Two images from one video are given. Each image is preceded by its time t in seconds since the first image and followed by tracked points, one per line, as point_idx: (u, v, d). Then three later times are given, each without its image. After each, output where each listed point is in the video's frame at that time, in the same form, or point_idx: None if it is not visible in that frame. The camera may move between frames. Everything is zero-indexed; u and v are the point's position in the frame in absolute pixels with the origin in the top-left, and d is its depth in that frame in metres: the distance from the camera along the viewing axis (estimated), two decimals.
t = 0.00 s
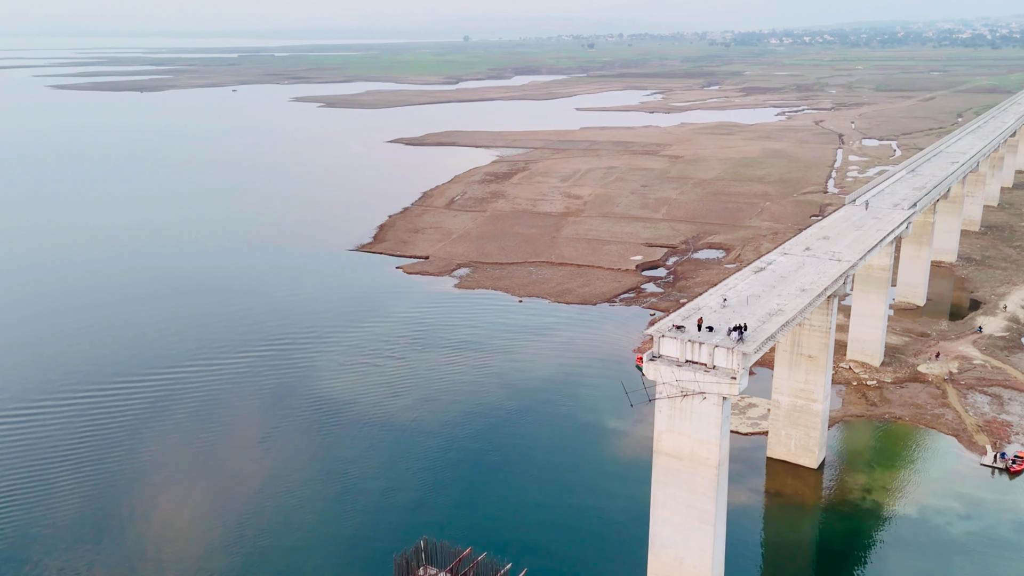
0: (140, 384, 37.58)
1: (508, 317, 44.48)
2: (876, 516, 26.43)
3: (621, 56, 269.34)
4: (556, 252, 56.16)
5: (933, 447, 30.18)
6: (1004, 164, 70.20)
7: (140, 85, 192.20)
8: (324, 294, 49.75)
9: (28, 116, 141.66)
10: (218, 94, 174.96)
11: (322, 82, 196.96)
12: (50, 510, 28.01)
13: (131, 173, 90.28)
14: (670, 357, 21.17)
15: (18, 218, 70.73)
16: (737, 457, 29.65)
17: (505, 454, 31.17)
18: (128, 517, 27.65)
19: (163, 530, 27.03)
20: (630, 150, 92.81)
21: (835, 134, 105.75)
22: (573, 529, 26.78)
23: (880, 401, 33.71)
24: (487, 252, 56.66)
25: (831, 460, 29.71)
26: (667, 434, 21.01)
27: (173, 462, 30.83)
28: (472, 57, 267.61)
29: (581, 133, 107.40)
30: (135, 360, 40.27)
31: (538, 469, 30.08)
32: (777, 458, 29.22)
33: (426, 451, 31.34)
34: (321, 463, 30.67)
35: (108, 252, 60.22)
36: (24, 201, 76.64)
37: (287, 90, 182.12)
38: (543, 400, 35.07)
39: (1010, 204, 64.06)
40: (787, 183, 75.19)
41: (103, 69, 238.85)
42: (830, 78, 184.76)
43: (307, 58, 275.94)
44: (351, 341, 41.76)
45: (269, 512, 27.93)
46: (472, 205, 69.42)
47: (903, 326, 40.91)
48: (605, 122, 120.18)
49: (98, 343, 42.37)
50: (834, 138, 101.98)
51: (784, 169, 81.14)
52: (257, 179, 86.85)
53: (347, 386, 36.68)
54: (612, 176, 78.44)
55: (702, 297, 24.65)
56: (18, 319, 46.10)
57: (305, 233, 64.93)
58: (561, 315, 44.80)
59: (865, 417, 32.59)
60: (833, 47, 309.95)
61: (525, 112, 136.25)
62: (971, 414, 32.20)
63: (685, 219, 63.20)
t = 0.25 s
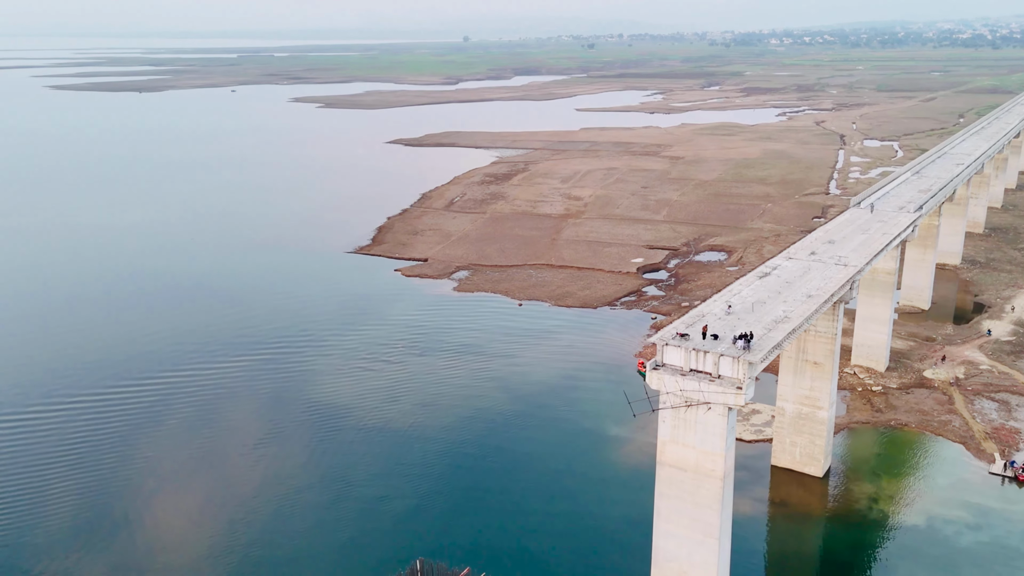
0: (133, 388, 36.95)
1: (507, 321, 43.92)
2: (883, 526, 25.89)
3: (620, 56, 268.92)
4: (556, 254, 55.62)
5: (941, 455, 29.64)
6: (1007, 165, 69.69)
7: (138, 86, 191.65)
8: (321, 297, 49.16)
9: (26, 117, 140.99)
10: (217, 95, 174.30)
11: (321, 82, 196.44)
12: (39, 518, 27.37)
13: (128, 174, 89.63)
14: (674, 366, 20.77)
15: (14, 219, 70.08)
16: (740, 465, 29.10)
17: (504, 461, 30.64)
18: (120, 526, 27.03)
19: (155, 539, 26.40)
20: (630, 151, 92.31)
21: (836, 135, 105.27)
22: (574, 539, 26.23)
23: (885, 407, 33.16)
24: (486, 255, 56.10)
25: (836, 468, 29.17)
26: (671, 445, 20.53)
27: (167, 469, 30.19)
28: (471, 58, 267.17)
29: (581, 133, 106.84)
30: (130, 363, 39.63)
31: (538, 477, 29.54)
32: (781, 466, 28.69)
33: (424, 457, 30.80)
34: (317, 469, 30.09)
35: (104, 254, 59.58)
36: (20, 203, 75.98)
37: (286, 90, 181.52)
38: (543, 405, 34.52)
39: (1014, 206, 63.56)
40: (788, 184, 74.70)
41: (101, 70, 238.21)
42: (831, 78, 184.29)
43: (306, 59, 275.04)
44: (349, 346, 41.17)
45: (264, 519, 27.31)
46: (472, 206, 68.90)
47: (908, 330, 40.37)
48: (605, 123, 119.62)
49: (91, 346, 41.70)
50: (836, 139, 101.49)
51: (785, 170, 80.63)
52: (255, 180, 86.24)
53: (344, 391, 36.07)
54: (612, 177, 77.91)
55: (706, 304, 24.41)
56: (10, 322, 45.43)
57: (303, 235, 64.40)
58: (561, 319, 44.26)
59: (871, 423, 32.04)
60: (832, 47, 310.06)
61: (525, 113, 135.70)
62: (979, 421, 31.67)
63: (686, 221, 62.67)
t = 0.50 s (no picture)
0: (107, 395, 36.19)
1: (489, 324, 43.60)
2: (866, 529, 25.82)
3: (600, 56, 269.19)
4: (537, 256, 55.35)
5: (922, 456, 29.63)
6: (985, 165, 70.24)
7: (114, 86, 189.46)
8: (301, 300, 48.59)
9: None
10: (194, 96, 172.62)
11: (300, 82, 195.25)
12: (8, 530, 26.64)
13: (104, 176, 88.39)
14: (657, 371, 20.57)
15: None
16: (724, 469, 28.97)
17: (486, 466, 30.32)
18: (92, 537, 26.36)
19: (128, 551, 25.78)
20: (611, 151, 92.25)
21: (815, 135, 105.76)
22: (557, 545, 25.94)
23: (867, 408, 33.14)
24: (468, 257, 55.72)
25: (819, 471, 29.09)
26: (654, 451, 20.31)
27: (140, 478, 29.53)
28: (451, 58, 266.49)
29: (562, 134, 106.66)
30: (104, 369, 38.86)
31: (522, 482, 29.26)
32: (764, 469, 28.60)
33: (405, 464, 30.40)
34: (294, 476, 29.59)
35: (78, 257, 58.59)
36: None
37: (264, 91, 180.04)
38: (525, 409, 34.24)
39: (991, 205, 64.03)
40: (769, 184, 74.91)
41: (76, 70, 235.15)
42: (810, 78, 185.38)
43: (284, 59, 273.26)
44: (327, 350, 40.66)
45: (241, 529, 26.75)
46: (452, 208, 68.50)
47: (889, 331, 40.47)
48: (586, 124, 119.56)
49: (63, 352, 40.81)
50: (815, 140, 101.95)
51: (765, 171, 80.88)
52: (233, 182, 85.27)
53: (323, 397, 35.57)
54: (593, 178, 77.78)
55: (689, 308, 24.34)
56: None
57: (283, 237, 63.71)
58: (543, 322, 43.99)
59: (853, 425, 32.01)
60: (811, 48, 312.38)
61: (505, 113, 135.41)
62: (960, 421, 31.71)
63: (667, 222, 62.61)
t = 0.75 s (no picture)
0: (41, 407, 34.83)
1: (441, 328, 43.17)
2: (818, 525, 26.09)
3: (549, 56, 269.96)
4: (489, 258, 55.05)
5: (870, 451, 30.09)
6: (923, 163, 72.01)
7: (51, 86, 183.88)
8: (247, 306, 47.51)
9: None
10: (135, 97, 168.49)
11: (245, 83, 192.01)
12: None
13: (40, 180, 85.54)
14: (611, 375, 20.44)
15: None
16: (678, 469, 29.03)
17: (439, 472, 29.92)
18: (26, 558, 25.27)
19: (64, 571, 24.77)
20: (561, 152, 92.39)
21: (761, 134, 107.42)
22: (512, 552, 25.66)
23: (817, 405, 33.56)
24: (418, 259, 55.19)
25: (771, 469, 29.34)
26: (609, 455, 20.20)
27: (78, 493, 28.45)
28: (399, 59, 264.69)
29: (511, 134, 106.55)
30: (39, 381, 37.43)
31: (476, 488, 28.95)
32: (717, 468, 28.74)
33: (355, 473, 29.78)
34: (238, 489, 28.73)
35: (12, 264, 56.48)
36: None
37: (208, 91, 176.53)
38: (479, 414, 33.94)
39: (931, 202, 65.64)
40: (717, 184, 75.76)
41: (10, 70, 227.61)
42: (754, 78, 188.37)
43: (228, 59, 268.40)
44: (275, 357, 39.79)
45: (184, 544, 25.91)
46: (402, 209, 67.83)
47: (836, 327, 41.12)
48: (535, 124, 119.68)
49: None
50: (760, 139, 103.52)
51: (713, 170, 81.79)
52: (176, 185, 83.21)
53: (270, 405, 34.76)
54: (543, 178, 77.77)
55: (642, 309, 24.33)
56: None
57: (228, 242, 62.30)
58: (496, 324, 43.72)
59: (803, 422, 32.37)
60: (755, 48, 317.98)
61: (455, 114, 134.83)
62: (905, 415, 32.31)
63: (618, 222, 62.87)
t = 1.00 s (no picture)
0: None
1: (385, 331, 42.65)
2: (764, 519, 26.41)
3: (489, 56, 269.83)
4: (433, 259, 54.64)
5: (812, 444, 30.63)
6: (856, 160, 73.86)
7: None
8: (183, 313, 46.26)
9: None
10: (64, 98, 163.20)
11: (179, 84, 187.60)
12: None
13: None
14: (558, 376, 20.33)
15: None
16: (625, 468, 29.14)
17: (386, 481, 29.40)
18: None
19: None
20: (504, 152, 92.27)
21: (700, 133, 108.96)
22: (459, 555, 25.42)
23: (759, 400, 34.05)
24: (361, 262, 54.51)
25: (717, 464, 29.63)
26: (558, 457, 20.13)
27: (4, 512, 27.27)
28: (338, 59, 261.61)
29: (453, 134, 106.09)
30: None
31: (424, 492, 28.61)
32: (664, 465, 28.93)
33: (297, 485, 29.09)
34: (176, 503, 27.83)
35: None
36: None
37: (140, 92, 171.93)
38: (425, 418, 33.59)
39: (864, 198, 67.35)
40: (658, 182, 76.55)
41: None
42: (692, 78, 191.06)
43: (161, 59, 261.81)
44: (214, 365, 38.80)
45: (118, 562, 25.04)
46: (344, 211, 66.94)
47: (776, 323, 41.84)
48: (478, 124, 119.44)
49: None
50: (699, 138, 105.00)
51: (654, 169, 82.62)
52: (108, 188, 80.71)
53: (208, 415, 33.86)
54: (486, 178, 77.58)
55: (588, 310, 24.34)
56: None
57: (163, 247, 60.60)
58: (441, 326, 43.37)
59: (746, 417, 32.80)
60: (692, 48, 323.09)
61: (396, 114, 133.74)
62: (845, 408, 32.99)
63: (561, 221, 63.03)
